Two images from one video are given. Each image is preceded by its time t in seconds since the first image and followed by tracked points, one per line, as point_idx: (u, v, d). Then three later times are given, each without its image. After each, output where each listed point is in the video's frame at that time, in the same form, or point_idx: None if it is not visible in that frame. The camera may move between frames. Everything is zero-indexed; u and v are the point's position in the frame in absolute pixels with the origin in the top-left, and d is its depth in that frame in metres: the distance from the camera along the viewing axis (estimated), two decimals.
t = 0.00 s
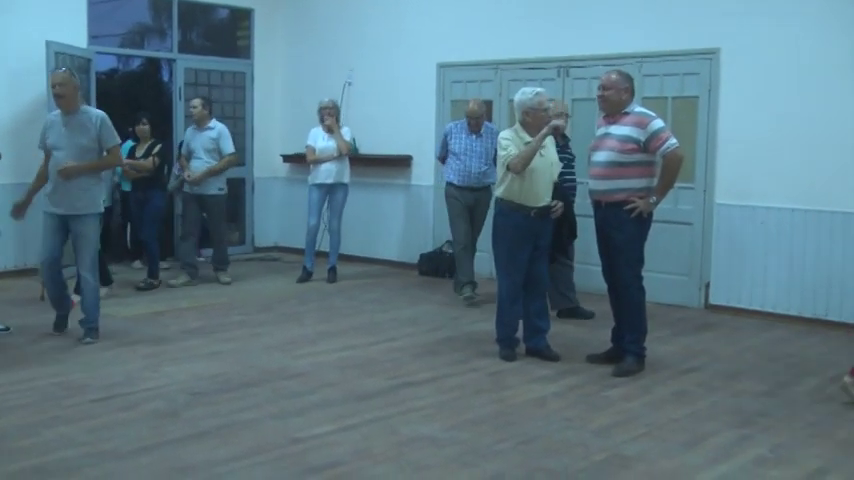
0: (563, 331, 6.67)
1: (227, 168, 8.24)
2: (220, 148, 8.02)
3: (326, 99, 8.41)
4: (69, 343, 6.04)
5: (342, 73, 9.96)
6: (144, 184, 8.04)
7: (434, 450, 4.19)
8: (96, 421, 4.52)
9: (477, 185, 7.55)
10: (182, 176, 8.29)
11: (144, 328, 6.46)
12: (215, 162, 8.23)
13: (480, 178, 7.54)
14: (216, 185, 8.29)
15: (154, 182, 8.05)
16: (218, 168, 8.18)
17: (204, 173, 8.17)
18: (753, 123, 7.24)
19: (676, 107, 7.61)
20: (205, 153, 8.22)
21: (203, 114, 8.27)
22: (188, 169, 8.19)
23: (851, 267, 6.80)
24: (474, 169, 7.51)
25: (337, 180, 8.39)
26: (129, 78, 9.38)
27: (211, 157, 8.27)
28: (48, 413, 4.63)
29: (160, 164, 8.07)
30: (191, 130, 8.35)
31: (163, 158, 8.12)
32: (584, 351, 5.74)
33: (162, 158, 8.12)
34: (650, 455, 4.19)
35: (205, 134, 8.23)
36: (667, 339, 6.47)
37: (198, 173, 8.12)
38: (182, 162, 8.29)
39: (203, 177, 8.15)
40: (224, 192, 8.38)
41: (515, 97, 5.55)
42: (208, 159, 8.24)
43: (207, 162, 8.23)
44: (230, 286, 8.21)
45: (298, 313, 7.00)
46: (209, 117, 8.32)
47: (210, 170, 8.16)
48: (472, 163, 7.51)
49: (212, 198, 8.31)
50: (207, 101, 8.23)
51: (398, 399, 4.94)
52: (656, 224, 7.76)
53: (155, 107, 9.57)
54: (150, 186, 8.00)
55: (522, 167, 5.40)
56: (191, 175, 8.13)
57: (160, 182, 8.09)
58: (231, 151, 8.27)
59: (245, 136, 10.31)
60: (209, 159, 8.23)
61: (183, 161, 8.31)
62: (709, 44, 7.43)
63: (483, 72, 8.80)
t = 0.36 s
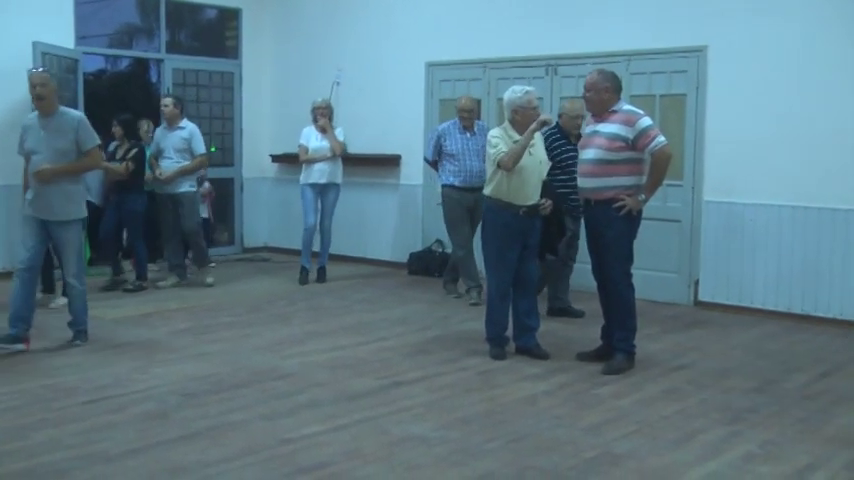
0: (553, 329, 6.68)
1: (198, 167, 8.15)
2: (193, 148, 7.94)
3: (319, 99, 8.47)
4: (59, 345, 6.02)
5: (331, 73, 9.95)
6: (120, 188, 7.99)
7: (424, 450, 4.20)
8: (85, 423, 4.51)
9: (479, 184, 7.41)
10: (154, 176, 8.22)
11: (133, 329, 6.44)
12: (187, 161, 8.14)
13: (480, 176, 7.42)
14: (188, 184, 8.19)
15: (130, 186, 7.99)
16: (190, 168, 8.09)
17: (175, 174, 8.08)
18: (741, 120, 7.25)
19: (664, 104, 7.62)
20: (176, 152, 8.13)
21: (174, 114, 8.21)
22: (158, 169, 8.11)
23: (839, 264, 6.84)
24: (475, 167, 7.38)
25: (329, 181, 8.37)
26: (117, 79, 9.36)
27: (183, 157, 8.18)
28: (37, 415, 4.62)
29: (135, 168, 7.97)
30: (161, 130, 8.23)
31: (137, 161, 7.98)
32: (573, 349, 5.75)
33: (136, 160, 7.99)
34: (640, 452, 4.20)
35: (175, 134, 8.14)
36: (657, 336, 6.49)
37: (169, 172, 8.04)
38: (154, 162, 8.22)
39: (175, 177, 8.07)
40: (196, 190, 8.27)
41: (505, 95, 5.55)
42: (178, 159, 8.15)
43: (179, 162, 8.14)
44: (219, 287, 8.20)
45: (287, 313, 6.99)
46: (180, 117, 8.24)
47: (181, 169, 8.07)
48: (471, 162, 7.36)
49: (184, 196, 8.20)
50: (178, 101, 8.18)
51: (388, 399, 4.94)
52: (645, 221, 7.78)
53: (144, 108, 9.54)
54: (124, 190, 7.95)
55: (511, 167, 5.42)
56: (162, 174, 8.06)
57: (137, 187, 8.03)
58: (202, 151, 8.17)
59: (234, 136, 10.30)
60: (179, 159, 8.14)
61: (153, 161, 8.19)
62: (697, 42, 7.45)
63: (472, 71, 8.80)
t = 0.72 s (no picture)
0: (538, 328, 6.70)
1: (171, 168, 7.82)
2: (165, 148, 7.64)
3: (307, 100, 8.39)
4: (43, 346, 5.99)
5: (316, 72, 9.94)
6: (79, 188, 7.87)
7: (410, 449, 4.20)
8: (70, 425, 4.49)
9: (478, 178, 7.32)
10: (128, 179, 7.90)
11: (117, 330, 6.42)
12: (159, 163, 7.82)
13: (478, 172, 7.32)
14: (159, 186, 7.83)
15: (89, 187, 7.89)
16: (161, 169, 7.76)
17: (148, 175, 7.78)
18: (726, 119, 7.28)
19: (649, 103, 7.64)
20: (148, 154, 7.84)
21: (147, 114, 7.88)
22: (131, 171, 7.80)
23: (824, 262, 6.87)
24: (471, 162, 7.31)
25: (318, 182, 8.29)
26: (102, 79, 9.31)
27: (156, 158, 7.86)
28: (21, 417, 4.59)
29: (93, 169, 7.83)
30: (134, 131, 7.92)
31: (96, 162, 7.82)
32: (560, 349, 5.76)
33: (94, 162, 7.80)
34: (625, 450, 4.22)
35: (146, 134, 7.84)
36: (642, 335, 6.51)
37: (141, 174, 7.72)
38: (126, 164, 7.92)
39: (147, 178, 7.75)
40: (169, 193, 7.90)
41: (491, 94, 5.55)
42: (151, 160, 7.84)
43: (152, 163, 7.83)
44: (204, 287, 8.18)
45: (273, 313, 6.98)
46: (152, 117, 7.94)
47: (153, 171, 7.75)
48: (466, 158, 7.28)
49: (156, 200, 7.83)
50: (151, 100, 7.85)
51: (373, 398, 4.93)
52: (630, 220, 7.80)
53: (128, 107, 9.49)
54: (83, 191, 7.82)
55: (498, 170, 5.42)
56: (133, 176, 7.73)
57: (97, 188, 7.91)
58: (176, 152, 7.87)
59: (219, 136, 10.27)
60: (153, 160, 7.84)
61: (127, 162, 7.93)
62: (682, 41, 7.47)
63: (456, 70, 8.81)
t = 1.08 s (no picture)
0: (528, 330, 6.71)
1: (140, 170, 7.77)
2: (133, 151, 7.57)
3: (298, 101, 8.19)
4: (32, 349, 5.96)
5: (304, 74, 9.94)
6: (43, 190, 7.70)
7: (400, 451, 4.19)
8: (59, 428, 4.47)
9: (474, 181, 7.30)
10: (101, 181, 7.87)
11: (106, 333, 6.39)
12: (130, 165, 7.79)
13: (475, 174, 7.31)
14: (129, 188, 7.79)
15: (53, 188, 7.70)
16: (130, 171, 7.72)
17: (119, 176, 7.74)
18: (715, 120, 7.31)
19: (637, 105, 7.67)
20: (120, 155, 7.82)
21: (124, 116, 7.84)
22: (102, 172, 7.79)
23: (812, 264, 6.90)
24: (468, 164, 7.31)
25: (315, 184, 8.15)
26: (89, 82, 9.30)
27: (129, 160, 7.84)
28: (10, 420, 4.57)
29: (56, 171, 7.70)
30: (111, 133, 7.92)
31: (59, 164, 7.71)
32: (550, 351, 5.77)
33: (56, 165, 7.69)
34: (615, 452, 4.22)
35: (121, 136, 7.82)
36: (631, 336, 6.52)
37: (111, 175, 7.70)
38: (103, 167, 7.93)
39: (115, 179, 7.69)
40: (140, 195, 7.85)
41: (478, 97, 5.56)
42: (123, 162, 7.81)
43: (124, 165, 7.81)
44: (193, 290, 8.16)
45: (262, 316, 6.96)
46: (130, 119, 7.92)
47: (122, 173, 7.71)
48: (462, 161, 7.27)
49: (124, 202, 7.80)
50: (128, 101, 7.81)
51: (363, 401, 4.93)
52: (619, 222, 7.82)
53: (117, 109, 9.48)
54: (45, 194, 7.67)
55: (486, 177, 5.44)
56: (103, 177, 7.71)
57: (59, 189, 7.75)
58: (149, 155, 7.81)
59: (207, 137, 10.25)
60: (124, 162, 7.81)
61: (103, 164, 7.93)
62: (670, 43, 7.50)
63: (445, 72, 8.82)
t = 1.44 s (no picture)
0: (532, 333, 6.70)
1: (126, 176, 7.59)
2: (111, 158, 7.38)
3: (310, 104, 8.03)
4: (37, 354, 5.96)
5: (306, 79, 9.95)
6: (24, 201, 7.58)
7: (406, 456, 4.18)
8: (64, 433, 4.47)
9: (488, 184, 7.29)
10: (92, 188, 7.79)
11: (111, 338, 6.40)
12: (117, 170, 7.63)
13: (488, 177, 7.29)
14: (119, 194, 7.66)
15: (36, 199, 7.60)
16: (115, 177, 7.56)
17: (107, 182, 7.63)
18: (718, 122, 7.30)
19: (639, 108, 7.67)
20: (109, 161, 7.70)
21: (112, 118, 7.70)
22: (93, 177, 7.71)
23: (816, 265, 6.88)
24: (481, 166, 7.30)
25: (327, 188, 8.08)
26: (91, 88, 9.30)
27: (119, 164, 7.69)
28: (15, 426, 4.57)
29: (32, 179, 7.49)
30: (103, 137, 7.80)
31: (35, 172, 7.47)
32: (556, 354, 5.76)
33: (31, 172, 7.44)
34: (621, 455, 4.22)
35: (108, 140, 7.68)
36: (636, 339, 6.51)
37: (99, 182, 7.60)
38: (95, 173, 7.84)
39: (104, 185, 7.59)
40: (132, 201, 7.71)
41: (481, 100, 5.55)
42: (113, 167, 7.69)
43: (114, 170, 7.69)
44: (197, 295, 8.16)
45: (266, 320, 6.97)
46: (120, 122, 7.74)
47: (109, 179, 7.58)
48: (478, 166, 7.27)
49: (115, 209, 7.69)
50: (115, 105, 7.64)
51: (368, 404, 4.93)
52: (623, 224, 7.81)
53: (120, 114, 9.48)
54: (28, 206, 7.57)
55: (489, 181, 5.43)
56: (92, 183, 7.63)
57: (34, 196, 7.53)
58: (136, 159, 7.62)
59: (210, 142, 10.27)
60: (113, 167, 7.68)
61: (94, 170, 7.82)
62: (672, 45, 7.50)
63: (447, 76, 8.82)
